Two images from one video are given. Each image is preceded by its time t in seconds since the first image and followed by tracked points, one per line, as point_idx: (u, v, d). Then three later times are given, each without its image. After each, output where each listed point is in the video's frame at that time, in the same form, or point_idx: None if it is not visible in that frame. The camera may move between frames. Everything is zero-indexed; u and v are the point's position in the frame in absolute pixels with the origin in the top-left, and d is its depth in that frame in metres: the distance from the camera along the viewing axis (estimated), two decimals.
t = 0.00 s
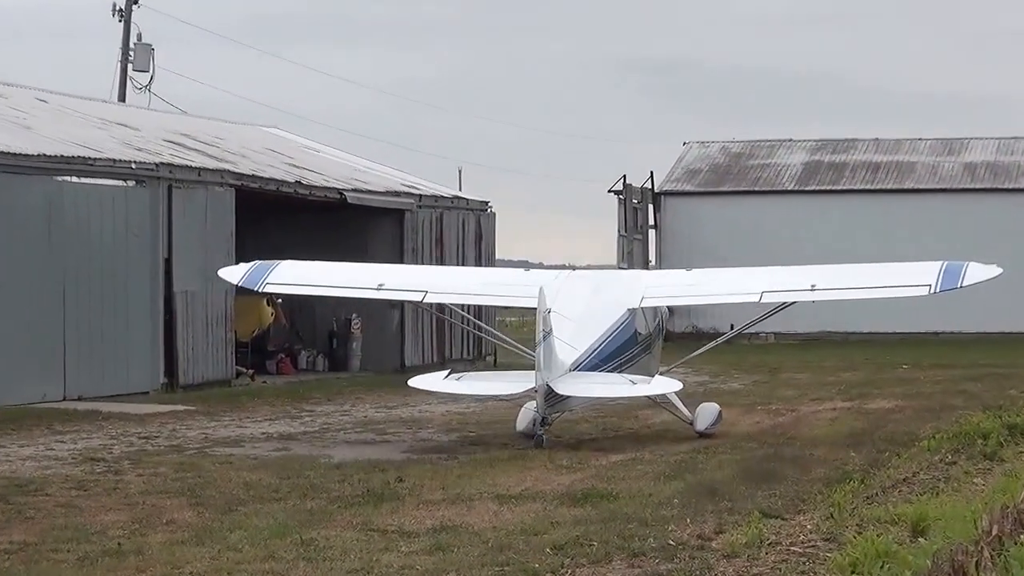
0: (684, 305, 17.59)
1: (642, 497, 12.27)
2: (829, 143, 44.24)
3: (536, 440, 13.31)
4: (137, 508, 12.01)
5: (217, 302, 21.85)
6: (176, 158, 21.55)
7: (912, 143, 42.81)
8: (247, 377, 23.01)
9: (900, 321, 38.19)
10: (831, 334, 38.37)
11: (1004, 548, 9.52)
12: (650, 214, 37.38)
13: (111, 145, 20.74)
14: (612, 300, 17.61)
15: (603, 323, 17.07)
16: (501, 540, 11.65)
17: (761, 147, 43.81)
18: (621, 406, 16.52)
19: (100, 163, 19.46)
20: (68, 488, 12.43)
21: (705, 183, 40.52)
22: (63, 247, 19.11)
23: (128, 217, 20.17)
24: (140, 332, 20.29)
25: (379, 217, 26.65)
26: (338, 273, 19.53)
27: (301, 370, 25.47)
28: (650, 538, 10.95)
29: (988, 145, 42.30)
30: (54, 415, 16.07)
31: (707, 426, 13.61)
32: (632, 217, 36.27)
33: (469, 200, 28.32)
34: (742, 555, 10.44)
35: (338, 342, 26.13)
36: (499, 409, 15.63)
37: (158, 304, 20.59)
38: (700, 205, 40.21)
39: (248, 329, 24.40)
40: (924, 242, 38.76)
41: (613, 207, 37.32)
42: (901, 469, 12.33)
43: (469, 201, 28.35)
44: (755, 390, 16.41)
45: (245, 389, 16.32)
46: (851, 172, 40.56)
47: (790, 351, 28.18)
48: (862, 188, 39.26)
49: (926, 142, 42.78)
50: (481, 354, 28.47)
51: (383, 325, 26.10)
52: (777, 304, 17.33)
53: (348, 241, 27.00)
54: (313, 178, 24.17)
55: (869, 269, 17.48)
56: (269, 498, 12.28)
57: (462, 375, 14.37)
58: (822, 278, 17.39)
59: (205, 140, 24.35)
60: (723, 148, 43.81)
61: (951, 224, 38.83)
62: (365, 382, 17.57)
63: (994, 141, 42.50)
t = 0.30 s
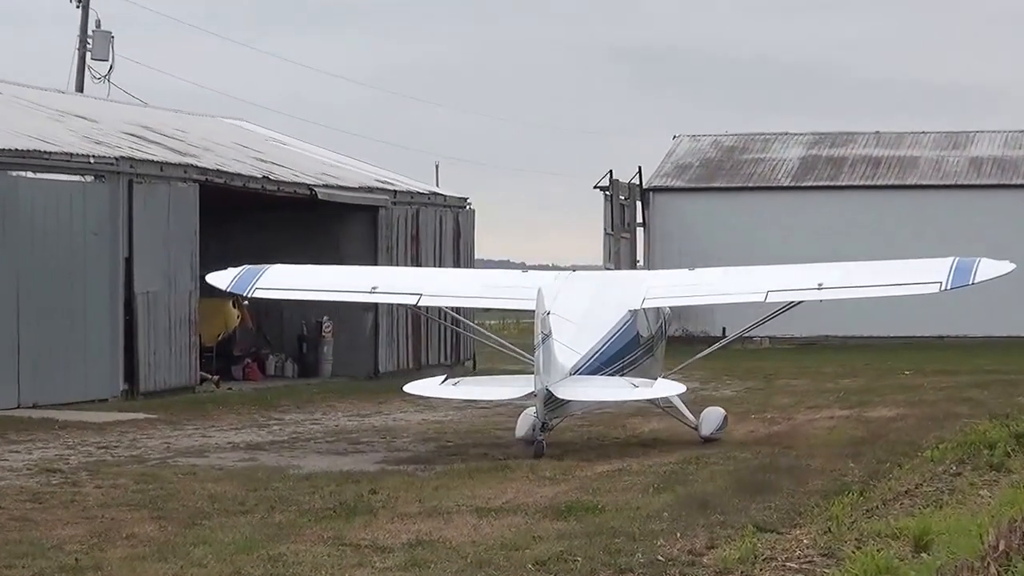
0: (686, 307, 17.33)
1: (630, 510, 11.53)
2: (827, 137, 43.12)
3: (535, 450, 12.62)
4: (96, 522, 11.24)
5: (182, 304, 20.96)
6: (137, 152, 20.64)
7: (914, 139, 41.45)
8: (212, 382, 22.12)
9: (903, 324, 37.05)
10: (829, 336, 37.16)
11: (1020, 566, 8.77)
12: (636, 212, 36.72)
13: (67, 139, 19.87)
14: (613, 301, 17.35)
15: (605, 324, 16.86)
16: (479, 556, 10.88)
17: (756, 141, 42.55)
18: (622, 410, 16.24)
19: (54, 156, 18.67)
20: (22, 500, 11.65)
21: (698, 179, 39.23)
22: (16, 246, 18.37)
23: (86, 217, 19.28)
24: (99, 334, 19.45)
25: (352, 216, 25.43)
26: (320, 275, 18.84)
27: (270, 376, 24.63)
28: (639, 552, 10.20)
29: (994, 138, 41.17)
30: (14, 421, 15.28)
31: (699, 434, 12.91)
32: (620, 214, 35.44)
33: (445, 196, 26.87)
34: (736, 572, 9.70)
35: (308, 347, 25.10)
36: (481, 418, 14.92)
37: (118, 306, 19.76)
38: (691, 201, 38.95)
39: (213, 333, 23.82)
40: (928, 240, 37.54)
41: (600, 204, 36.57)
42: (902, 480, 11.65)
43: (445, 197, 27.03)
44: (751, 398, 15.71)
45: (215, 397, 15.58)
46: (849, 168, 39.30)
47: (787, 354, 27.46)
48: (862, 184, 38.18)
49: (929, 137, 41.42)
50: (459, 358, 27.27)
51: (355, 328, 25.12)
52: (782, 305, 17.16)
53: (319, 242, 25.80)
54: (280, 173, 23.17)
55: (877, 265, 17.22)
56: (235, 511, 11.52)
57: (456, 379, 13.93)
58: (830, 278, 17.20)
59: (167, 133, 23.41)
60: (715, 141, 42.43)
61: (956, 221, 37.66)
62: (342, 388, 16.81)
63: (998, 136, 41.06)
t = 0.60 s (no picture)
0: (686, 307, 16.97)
1: (611, 519, 10.90)
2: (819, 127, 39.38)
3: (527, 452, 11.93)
4: (51, 532, 10.57)
5: (140, 305, 19.83)
6: (93, 143, 19.46)
7: (911, 128, 37.99)
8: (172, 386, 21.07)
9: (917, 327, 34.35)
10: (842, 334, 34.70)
11: None
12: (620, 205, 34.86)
13: (20, 130, 18.69)
14: (613, 300, 17.00)
15: (605, 323, 16.55)
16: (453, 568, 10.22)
17: (743, 132, 38.93)
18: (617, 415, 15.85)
19: (9, 148, 17.41)
20: None
21: (681, 171, 35.66)
22: None
23: (41, 213, 18.16)
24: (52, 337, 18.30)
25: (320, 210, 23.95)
26: (301, 273, 18.19)
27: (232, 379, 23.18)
28: (620, 563, 9.52)
29: (995, 130, 37.47)
30: None
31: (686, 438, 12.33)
32: (599, 209, 33.92)
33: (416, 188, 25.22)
34: None
35: (274, 348, 23.55)
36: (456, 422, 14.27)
37: (72, 307, 18.60)
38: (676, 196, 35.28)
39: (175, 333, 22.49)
40: (938, 240, 33.77)
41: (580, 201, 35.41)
42: (896, 489, 11.08)
43: (416, 190, 25.39)
44: (742, 402, 15.11)
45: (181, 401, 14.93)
46: (843, 162, 35.61)
47: (779, 357, 26.80)
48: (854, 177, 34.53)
49: (927, 127, 37.95)
50: (433, 359, 25.66)
51: (326, 328, 23.59)
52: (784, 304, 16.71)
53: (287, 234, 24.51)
54: (244, 166, 21.98)
55: (873, 264, 16.84)
56: (197, 521, 10.88)
57: (452, 380, 13.92)
58: (834, 277, 16.80)
59: (126, 123, 22.20)
60: (700, 133, 39.02)
61: (965, 220, 33.92)
62: (315, 393, 16.15)
63: (1002, 126, 37.62)
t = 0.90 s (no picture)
0: (678, 304, 16.65)
1: (584, 525, 10.45)
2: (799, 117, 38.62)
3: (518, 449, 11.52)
4: (2, 537, 10.08)
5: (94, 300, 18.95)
6: (47, 134, 18.66)
7: (893, 120, 37.27)
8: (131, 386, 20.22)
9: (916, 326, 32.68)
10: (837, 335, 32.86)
11: None
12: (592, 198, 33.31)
13: None
14: (604, 298, 16.69)
15: (596, 321, 16.21)
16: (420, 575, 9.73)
17: (721, 123, 38.11)
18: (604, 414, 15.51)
19: None
20: None
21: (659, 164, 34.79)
22: None
23: None
24: (5, 336, 17.36)
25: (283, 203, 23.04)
26: (286, 267, 17.68)
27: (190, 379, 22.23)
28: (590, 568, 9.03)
29: (980, 122, 36.79)
30: None
31: (663, 440, 11.93)
32: (571, 202, 32.52)
33: (386, 182, 24.48)
34: None
35: (235, 347, 22.62)
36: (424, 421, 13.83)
37: (25, 303, 17.70)
38: (652, 187, 34.44)
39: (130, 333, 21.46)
40: (924, 235, 33.07)
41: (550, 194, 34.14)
42: (879, 494, 10.68)
43: (384, 183, 24.71)
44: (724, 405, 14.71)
45: (145, 401, 14.48)
46: (823, 154, 34.89)
47: (765, 357, 26.40)
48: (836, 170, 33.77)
49: (909, 118, 37.23)
50: (398, 358, 24.96)
51: (288, 324, 22.79)
52: (779, 303, 16.30)
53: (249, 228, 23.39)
54: (204, 159, 21.15)
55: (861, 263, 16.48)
56: (155, 526, 10.40)
57: (443, 377, 13.92)
58: (830, 276, 16.45)
59: (82, 114, 21.37)
60: (676, 123, 38.19)
61: (953, 216, 33.17)
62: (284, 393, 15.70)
63: (986, 118, 36.92)
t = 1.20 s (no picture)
0: (661, 305, 16.43)
1: (550, 533, 10.15)
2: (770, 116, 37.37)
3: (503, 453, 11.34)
4: None
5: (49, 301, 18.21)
6: None
7: (865, 119, 36.14)
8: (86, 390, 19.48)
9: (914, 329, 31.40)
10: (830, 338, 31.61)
11: None
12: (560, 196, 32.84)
13: None
14: (586, 299, 16.45)
15: (578, 323, 15.96)
16: None
17: (691, 122, 36.80)
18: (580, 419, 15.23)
19: None
20: None
21: (627, 164, 33.35)
22: None
23: None
24: None
25: (242, 204, 22.24)
26: (270, 276, 17.39)
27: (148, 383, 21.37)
28: None
29: (955, 122, 35.64)
30: None
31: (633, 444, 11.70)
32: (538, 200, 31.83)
33: (347, 183, 23.68)
34: None
35: (192, 351, 21.77)
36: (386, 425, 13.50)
37: None
38: (621, 188, 32.97)
39: (86, 336, 20.71)
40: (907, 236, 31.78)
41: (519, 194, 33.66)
42: (851, 501, 10.44)
43: (345, 184, 23.95)
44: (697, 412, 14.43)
45: (106, 407, 14.16)
46: (795, 154, 33.59)
47: (744, 360, 26.11)
48: (810, 168, 32.45)
49: (883, 117, 36.10)
50: (361, 363, 24.23)
51: (246, 328, 22.04)
52: (759, 302, 16.08)
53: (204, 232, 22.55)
54: (162, 159, 20.44)
55: (840, 261, 16.28)
56: (111, 535, 10.06)
57: (427, 380, 14.02)
58: (810, 274, 16.24)
59: (35, 113, 20.65)
60: (645, 123, 36.84)
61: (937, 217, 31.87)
62: (249, 399, 15.41)
63: (960, 117, 35.86)
